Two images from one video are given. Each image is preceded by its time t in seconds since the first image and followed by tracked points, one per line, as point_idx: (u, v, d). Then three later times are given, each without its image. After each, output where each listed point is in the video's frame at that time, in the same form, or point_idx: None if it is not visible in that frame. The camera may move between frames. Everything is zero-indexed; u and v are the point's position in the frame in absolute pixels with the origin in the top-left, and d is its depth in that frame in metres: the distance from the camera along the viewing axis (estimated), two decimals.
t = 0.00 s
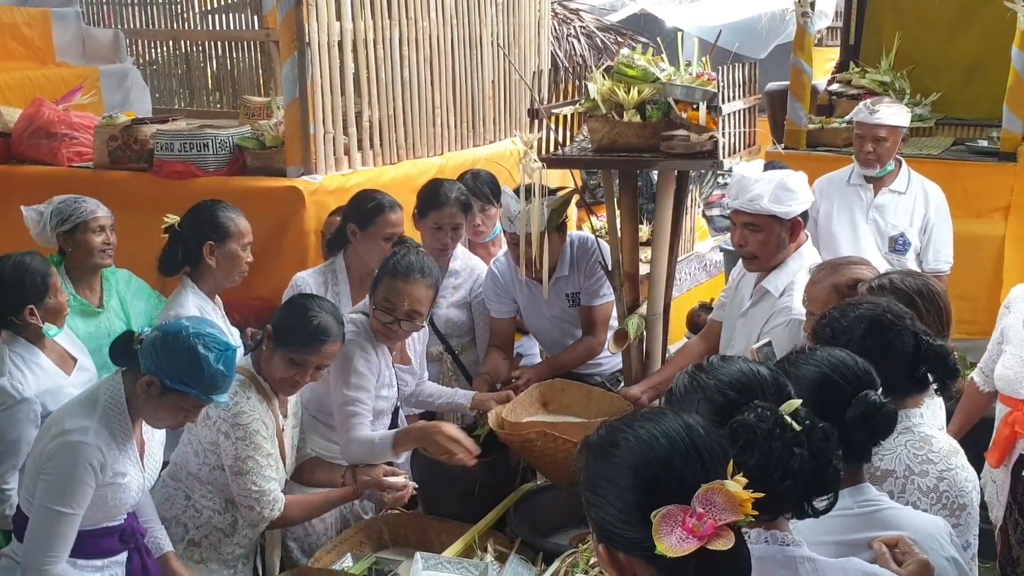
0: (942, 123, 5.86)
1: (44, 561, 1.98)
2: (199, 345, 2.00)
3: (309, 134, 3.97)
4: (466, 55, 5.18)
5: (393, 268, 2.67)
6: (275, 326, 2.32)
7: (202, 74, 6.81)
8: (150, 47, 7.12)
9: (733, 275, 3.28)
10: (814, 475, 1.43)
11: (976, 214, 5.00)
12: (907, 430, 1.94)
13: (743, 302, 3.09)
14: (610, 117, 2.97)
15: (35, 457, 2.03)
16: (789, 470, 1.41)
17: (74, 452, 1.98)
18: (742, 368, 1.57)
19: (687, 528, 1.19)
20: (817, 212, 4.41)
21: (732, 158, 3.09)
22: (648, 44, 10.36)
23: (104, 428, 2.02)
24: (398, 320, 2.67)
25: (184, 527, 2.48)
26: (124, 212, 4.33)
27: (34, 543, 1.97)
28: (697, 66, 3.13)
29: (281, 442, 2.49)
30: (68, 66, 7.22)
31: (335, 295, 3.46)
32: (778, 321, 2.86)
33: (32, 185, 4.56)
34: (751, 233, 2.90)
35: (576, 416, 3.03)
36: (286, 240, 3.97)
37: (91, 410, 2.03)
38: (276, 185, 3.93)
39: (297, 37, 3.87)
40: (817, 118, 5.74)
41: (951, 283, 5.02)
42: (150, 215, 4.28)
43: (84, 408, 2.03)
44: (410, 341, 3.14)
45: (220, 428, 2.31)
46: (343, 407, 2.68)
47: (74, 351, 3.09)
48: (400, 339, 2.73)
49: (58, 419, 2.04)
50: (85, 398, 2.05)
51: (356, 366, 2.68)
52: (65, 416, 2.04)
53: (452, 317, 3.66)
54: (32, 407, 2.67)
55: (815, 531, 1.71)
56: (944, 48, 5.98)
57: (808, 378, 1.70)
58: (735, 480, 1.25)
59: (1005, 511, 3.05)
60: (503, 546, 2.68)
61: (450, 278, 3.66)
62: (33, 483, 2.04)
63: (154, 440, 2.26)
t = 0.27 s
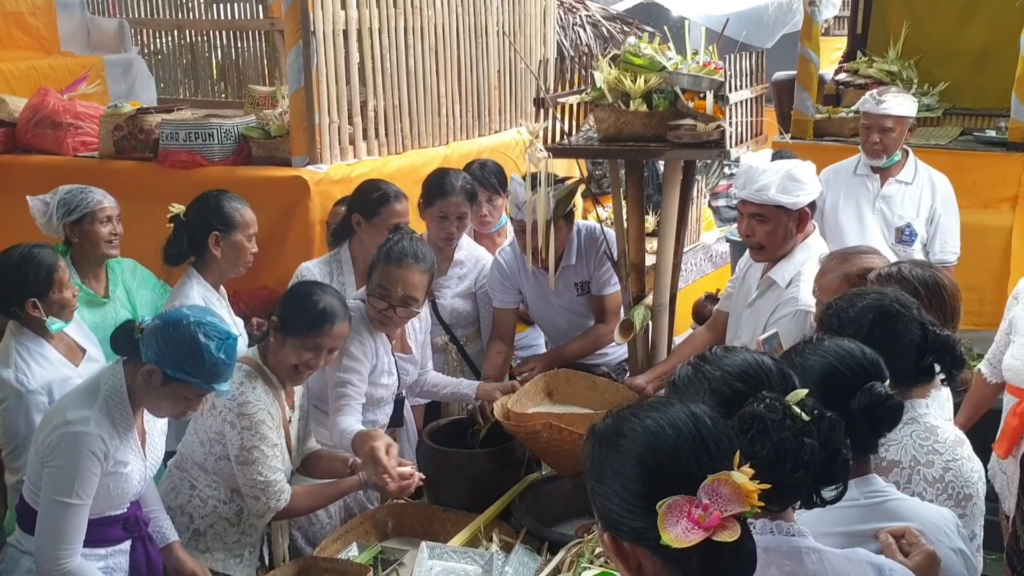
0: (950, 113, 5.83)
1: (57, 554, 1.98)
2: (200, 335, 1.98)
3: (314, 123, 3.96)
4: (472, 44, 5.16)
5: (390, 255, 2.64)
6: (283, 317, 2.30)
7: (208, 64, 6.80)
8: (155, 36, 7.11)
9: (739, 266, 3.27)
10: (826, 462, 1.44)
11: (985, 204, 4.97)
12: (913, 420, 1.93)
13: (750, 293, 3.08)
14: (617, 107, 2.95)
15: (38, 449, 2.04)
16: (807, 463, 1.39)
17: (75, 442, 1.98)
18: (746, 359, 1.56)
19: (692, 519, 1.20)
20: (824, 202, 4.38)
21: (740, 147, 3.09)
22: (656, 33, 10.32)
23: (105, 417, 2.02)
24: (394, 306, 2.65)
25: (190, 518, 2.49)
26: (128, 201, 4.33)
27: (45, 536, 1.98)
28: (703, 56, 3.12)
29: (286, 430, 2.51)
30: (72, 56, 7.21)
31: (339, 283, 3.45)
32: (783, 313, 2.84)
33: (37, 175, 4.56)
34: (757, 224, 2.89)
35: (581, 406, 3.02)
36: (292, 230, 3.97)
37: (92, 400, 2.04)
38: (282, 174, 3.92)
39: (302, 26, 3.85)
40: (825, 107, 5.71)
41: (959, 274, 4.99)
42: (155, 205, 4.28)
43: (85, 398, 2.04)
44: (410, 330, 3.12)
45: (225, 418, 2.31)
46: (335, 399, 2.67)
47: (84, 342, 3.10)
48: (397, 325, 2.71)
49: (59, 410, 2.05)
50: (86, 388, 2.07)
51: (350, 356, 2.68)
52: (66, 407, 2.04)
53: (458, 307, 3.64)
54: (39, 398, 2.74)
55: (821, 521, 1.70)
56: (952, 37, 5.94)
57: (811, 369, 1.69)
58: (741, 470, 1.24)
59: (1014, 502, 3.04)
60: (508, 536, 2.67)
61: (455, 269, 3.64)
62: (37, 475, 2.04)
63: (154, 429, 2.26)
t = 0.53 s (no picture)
0: (953, 93, 5.81)
1: (46, 528, 1.96)
2: (208, 311, 2.01)
3: (315, 104, 3.94)
4: (473, 24, 5.13)
5: (392, 236, 2.64)
6: (298, 298, 2.34)
7: (207, 45, 6.76)
8: (154, 18, 7.07)
9: (743, 247, 3.27)
10: (838, 439, 1.44)
11: (989, 185, 4.96)
12: (918, 399, 1.93)
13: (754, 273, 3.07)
14: (620, 86, 2.94)
15: (40, 426, 2.02)
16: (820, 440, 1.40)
17: (80, 419, 1.96)
18: (754, 339, 1.56)
19: (705, 499, 1.20)
20: (826, 182, 4.38)
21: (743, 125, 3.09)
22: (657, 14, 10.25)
23: (110, 396, 2.02)
24: (397, 288, 2.64)
25: (205, 501, 2.48)
26: (129, 183, 4.31)
27: (38, 510, 1.96)
28: (707, 36, 3.08)
29: (298, 410, 2.54)
30: (71, 38, 7.16)
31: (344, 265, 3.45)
32: (786, 294, 2.83)
33: (37, 157, 4.55)
34: (761, 204, 2.89)
35: (584, 387, 3.03)
36: (293, 211, 3.96)
37: (99, 377, 2.04)
38: (283, 156, 3.91)
39: (303, 6, 3.83)
40: (828, 87, 5.69)
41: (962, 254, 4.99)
42: (156, 187, 4.26)
43: (92, 377, 2.04)
44: (411, 312, 3.11)
45: (242, 405, 2.32)
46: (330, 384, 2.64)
47: (85, 322, 3.08)
48: (399, 308, 2.70)
49: (65, 388, 2.04)
50: (93, 366, 2.06)
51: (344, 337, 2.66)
52: (72, 385, 2.04)
53: (460, 289, 3.65)
54: (42, 376, 2.76)
55: (828, 499, 1.71)
56: (955, 16, 5.91)
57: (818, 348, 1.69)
58: (754, 449, 1.24)
59: (1017, 482, 3.05)
60: (513, 516, 2.67)
61: (457, 250, 3.64)
62: (38, 453, 2.02)
63: (160, 409, 2.26)
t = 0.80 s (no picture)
0: (950, 67, 5.79)
1: (56, 512, 1.94)
2: (216, 286, 2.02)
3: (313, 83, 3.91)
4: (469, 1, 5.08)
5: (399, 215, 2.61)
6: (305, 279, 2.36)
7: (199, 26, 6.70)
8: None
9: (745, 224, 3.26)
10: (859, 412, 1.45)
11: (987, 158, 4.96)
12: (927, 372, 1.94)
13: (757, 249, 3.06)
14: (623, 62, 2.91)
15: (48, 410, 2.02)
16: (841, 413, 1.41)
17: (89, 400, 1.97)
18: (772, 315, 1.56)
19: (733, 474, 1.20)
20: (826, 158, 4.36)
21: (748, 101, 3.06)
22: None
23: (118, 376, 2.02)
24: (406, 267, 2.64)
25: (214, 484, 2.48)
26: (126, 164, 4.28)
27: (48, 494, 1.94)
28: (711, 10, 3.00)
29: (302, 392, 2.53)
30: (61, 17, 7.07)
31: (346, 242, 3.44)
32: (791, 269, 2.82)
33: (32, 139, 4.51)
34: (765, 178, 2.89)
35: (588, 365, 3.03)
36: (293, 191, 3.94)
37: (105, 358, 2.03)
38: (282, 135, 3.88)
39: None
40: (825, 62, 5.66)
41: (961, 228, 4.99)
42: (153, 167, 4.23)
43: (98, 358, 2.04)
44: (415, 292, 3.10)
45: (253, 389, 2.33)
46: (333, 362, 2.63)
47: (86, 302, 3.07)
48: (407, 287, 2.71)
49: (71, 370, 2.04)
50: (99, 347, 2.06)
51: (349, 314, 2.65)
52: (78, 367, 2.04)
53: (463, 268, 3.64)
54: (37, 345, 2.74)
55: (842, 472, 1.74)
56: None
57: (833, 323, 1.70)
58: (781, 425, 1.24)
59: (1019, 453, 3.07)
60: (521, 495, 2.68)
61: (457, 228, 3.63)
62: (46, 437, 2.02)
63: (167, 390, 2.26)
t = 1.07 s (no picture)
0: (946, 48, 5.78)
1: (67, 496, 1.96)
2: (227, 264, 2.02)
3: (312, 68, 3.89)
4: None
5: (406, 199, 2.63)
6: (298, 266, 2.30)
7: (190, 11, 6.63)
8: None
9: (746, 206, 3.26)
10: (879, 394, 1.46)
11: (984, 139, 4.97)
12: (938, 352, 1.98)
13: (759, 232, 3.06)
14: (624, 45, 2.86)
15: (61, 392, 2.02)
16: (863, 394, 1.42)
17: (102, 385, 1.97)
18: (791, 296, 1.57)
19: (764, 455, 1.25)
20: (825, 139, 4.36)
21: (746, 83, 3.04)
22: None
23: (132, 362, 2.01)
24: (413, 251, 2.64)
25: (216, 471, 2.50)
26: (123, 151, 4.26)
27: (60, 478, 1.95)
28: None
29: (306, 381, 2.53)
30: (51, 4, 6.99)
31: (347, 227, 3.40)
32: (794, 252, 2.83)
33: (28, 126, 4.48)
34: (766, 161, 2.89)
35: (592, 349, 3.03)
36: (292, 177, 3.92)
37: (118, 344, 2.02)
38: (281, 121, 3.86)
39: None
40: (822, 44, 5.65)
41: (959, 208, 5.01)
42: (151, 154, 4.21)
43: (110, 343, 2.03)
44: (419, 277, 3.10)
45: (253, 372, 2.32)
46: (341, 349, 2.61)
47: (84, 287, 3.03)
48: (414, 271, 2.71)
49: (84, 354, 2.03)
50: (112, 332, 2.05)
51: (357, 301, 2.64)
52: (91, 350, 2.03)
53: (465, 252, 3.66)
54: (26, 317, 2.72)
55: (860, 453, 1.84)
56: None
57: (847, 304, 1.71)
58: (810, 406, 1.30)
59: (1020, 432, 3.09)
60: (527, 479, 2.67)
61: (460, 214, 3.64)
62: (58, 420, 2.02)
63: (179, 378, 2.27)
